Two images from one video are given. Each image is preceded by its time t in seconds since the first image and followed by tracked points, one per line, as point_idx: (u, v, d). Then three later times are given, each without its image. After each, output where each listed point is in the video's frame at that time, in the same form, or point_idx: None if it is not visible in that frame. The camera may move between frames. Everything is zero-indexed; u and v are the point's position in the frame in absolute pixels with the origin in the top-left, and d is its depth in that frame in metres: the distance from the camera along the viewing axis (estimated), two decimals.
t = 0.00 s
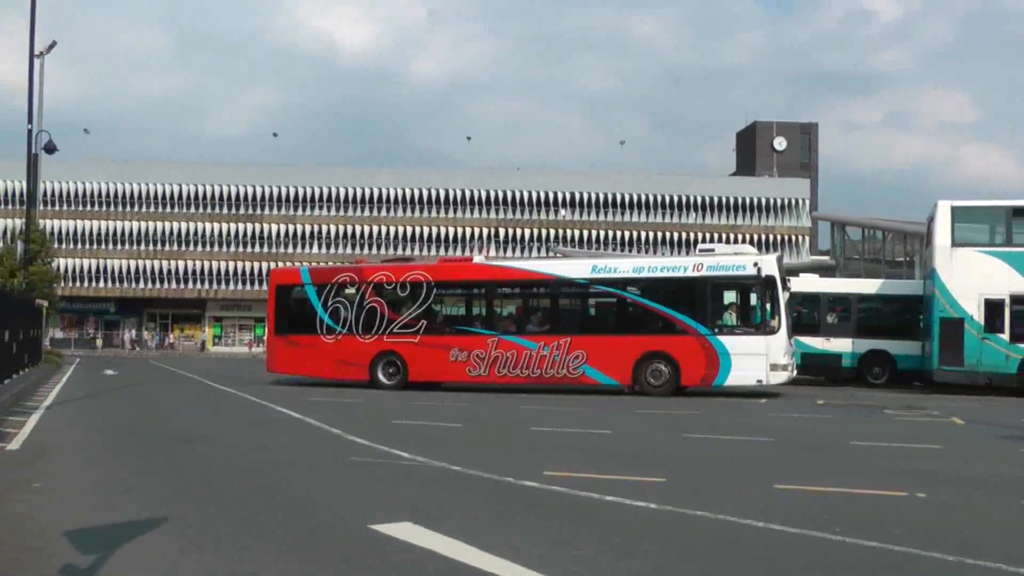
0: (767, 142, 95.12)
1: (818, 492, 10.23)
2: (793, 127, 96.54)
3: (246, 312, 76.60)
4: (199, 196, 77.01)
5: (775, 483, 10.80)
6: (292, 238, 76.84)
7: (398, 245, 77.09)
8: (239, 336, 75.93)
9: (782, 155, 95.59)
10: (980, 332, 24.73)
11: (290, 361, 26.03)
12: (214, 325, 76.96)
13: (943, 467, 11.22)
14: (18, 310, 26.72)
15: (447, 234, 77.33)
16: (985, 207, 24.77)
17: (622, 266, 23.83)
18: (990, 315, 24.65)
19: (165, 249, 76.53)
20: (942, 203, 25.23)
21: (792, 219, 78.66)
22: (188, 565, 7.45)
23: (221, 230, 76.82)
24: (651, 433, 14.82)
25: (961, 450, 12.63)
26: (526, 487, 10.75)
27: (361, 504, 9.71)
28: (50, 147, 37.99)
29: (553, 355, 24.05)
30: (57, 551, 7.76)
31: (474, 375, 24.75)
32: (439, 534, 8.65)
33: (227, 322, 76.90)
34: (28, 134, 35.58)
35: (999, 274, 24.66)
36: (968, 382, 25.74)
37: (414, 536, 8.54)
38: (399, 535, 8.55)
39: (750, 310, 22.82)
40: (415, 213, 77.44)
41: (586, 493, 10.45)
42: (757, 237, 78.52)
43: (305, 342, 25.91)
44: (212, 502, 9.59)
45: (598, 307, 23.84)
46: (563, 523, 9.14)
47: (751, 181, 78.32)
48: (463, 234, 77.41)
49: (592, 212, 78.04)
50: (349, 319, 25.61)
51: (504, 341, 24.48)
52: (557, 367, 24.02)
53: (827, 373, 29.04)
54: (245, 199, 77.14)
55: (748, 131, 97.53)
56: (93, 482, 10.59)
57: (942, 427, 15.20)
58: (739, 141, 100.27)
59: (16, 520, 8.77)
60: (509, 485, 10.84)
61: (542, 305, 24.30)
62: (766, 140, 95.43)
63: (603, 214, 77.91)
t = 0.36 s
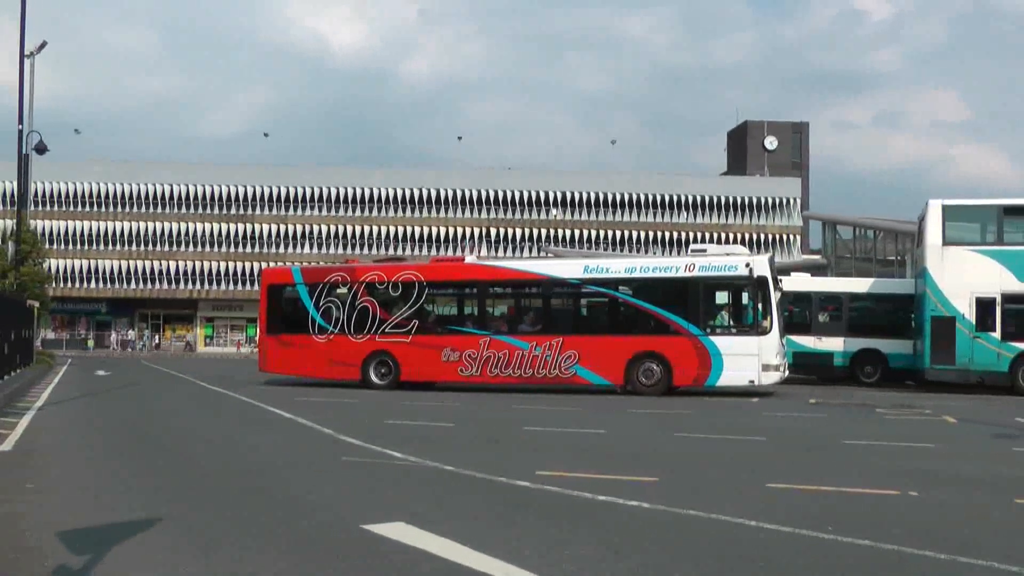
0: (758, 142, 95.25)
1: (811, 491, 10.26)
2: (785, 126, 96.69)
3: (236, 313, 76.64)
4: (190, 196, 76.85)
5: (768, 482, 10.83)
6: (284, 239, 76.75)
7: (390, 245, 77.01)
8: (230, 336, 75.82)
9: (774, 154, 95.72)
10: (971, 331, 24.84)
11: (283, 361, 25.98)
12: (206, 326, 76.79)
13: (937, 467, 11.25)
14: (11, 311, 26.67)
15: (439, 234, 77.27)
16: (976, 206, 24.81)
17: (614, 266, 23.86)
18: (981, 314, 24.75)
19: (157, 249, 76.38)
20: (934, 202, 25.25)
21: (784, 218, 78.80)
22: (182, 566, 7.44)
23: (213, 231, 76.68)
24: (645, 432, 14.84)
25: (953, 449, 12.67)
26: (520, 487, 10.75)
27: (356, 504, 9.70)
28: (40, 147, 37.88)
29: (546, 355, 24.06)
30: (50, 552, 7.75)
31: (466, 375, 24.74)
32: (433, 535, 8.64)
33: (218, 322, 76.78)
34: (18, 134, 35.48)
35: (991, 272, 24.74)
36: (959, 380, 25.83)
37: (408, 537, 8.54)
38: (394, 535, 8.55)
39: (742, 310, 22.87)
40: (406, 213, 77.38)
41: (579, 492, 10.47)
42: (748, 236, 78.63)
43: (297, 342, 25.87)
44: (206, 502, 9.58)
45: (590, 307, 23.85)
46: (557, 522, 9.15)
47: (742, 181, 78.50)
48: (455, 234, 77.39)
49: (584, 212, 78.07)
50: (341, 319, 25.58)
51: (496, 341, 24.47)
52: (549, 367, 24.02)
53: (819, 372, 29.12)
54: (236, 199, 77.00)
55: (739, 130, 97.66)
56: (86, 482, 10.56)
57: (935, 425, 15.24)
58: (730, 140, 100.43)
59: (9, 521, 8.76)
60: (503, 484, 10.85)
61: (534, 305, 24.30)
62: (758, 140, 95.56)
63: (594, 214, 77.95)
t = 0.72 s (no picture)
0: (757, 141, 95.30)
1: (808, 491, 10.29)
2: (784, 125, 96.73)
3: (235, 312, 76.59)
4: (189, 196, 76.83)
5: (767, 481, 10.83)
6: (283, 238, 76.77)
7: (389, 244, 76.98)
8: (230, 336, 75.84)
9: (773, 153, 95.74)
10: (970, 329, 24.87)
11: (282, 361, 25.99)
12: (205, 325, 76.80)
13: (934, 466, 11.27)
14: (10, 312, 26.69)
15: (438, 233, 77.27)
16: (975, 205, 24.81)
17: (613, 265, 23.87)
18: (980, 313, 24.76)
19: (156, 249, 76.40)
20: (933, 201, 25.26)
21: (783, 217, 78.79)
22: (181, 566, 7.46)
23: (212, 230, 76.68)
24: (644, 432, 14.84)
25: (951, 448, 12.69)
26: (518, 486, 10.77)
27: (350, 504, 9.71)
28: (40, 148, 37.87)
29: (545, 355, 24.06)
30: (49, 552, 7.76)
31: (465, 375, 24.74)
32: (430, 534, 8.66)
33: (218, 322, 76.80)
34: (17, 134, 35.47)
35: (989, 271, 24.76)
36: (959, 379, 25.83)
37: (405, 536, 8.55)
38: (391, 535, 8.57)
39: (742, 309, 22.86)
40: (405, 213, 77.40)
41: (577, 492, 10.49)
42: (747, 236, 78.66)
43: (296, 342, 25.86)
44: (206, 502, 9.59)
45: (589, 306, 23.85)
46: (556, 522, 9.15)
47: (742, 180, 78.56)
48: (454, 234, 77.38)
49: (583, 211, 78.09)
50: (340, 319, 25.58)
51: (495, 340, 24.48)
52: (549, 367, 24.02)
53: (818, 371, 29.14)
54: (235, 199, 76.99)
55: (738, 129, 97.68)
56: (85, 482, 10.58)
57: (933, 424, 15.26)
58: (729, 140, 100.46)
59: (8, 521, 8.75)
60: (501, 484, 10.88)
61: (533, 304, 24.31)
62: (757, 139, 95.60)
63: (593, 213, 77.99)
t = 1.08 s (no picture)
0: (744, 141, 95.58)
1: (794, 489, 10.33)
2: (771, 125, 97.05)
3: (223, 312, 76.25)
4: (176, 195, 76.52)
5: (754, 480, 10.87)
6: (270, 237, 76.57)
7: (376, 244, 76.79)
8: (216, 335, 75.82)
9: (760, 153, 96.01)
10: (956, 329, 24.96)
11: (269, 360, 25.91)
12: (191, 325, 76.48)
13: (919, 465, 11.33)
14: None
15: (425, 233, 77.18)
16: (961, 205, 24.97)
17: (601, 263, 23.86)
18: (966, 312, 24.87)
19: (143, 248, 76.09)
20: (920, 201, 25.38)
21: (770, 217, 79.01)
22: (169, 565, 7.43)
23: (199, 229, 76.41)
24: (632, 431, 14.86)
25: (936, 447, 12.75)
26: (505, 485, 10.78)
27: (338, 504, 9.70)
28: (24, 145, 37.63)
29: (532, 354, 24.08)
30: (35, 553, 7.72)
31: (453, 374, 24.73)
32: (418, 533, 8.66)
33: (204, 322, 76.51)
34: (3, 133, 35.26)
35: (976, 271, 24.87)
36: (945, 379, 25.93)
37: (393, 535, 8.56)
38: (379, 534, 8.58)
39: (729, 308, 22.90)
40: (393, 212, 77.30)
41: (564, 491, 10.51)
42: (734, 235, 78.84)
43: (283, 341, 25.78)
44: (194, 502, 9.56)
45: (577, 306, 23.86)
46: (545, 522, 9.15)
47: (730, 180, 78.87)
48: (441, 233, 77.29)
49: (570, 211, 78.17)
50: (328, 318, 25.52)
51: (483, 339, 24.49)
52: (536, 366, 24.04)
53: (805, 370, 29.22)
54: (222, 198, 76.75)
55: (725, 129, 97.93)
56: (71, 482, 10.53)
57: (918, 423, 15.33)
58: (716, 140, 100.74)
59: None
60: (488, 483, 10.88)
61: (521, 303, 24.31)
62: (744, 139, 95.88)
63: (581, 212, 78.08)
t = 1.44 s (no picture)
0: (728, 140, 95.92)
1: (777, 486, 10.39)
2: (754, 124, 97.44)
3: (206, 310, 76.00)
4: (159, 193, 76.16)
5: (737, 477, 10.91)
6: (253, 236, 76.32)
7: (360, 242, 76.56)
8: (201, 335, 75.73)
9: (743, 152, 96.34)
10: (939, 327, 25.13)
11: (255, 359, 25.82)
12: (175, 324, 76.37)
13: (900, 461, 11.40)
14: None
15: (410, 231, 77.06)
16: (943, 203, 25.12)
17: (588, 262, 23.90)
18: (949, 310, 25.02)
19: (125, 247, 75.71)
20: (903, 199, 25.43)
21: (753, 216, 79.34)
22: (153, 565, 7.40)
23: (182, 228, 76.07)
24: (617, 428, 14.88)
25: (917, 443, 12.84)
26: (489, 483, 10.78)
27: (322, 502, 9.68)
28: (5, 144, 37.36)
29: (520, 352, 24.09)
30: (18, 553, 7.68)
31: (440, 372, 24.70)
32: (403, 531, 8.67)
33: (187, 321, 76.20)
34: None
35: (958, 269, 25.00)
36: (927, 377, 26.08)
37: (376, 533, 8.56)
38: (363, 532, 8.56)
39: (716, 305, 22.94)
40: (377, 211, 77.17)
41: (548, 488, 10.53)
42: (717, 234, 79.06)
43: (269, 340, 25.69)
44: (178, 501, 9.52)
45: (564, 304, 23.86)
46: (530, 519, 9.16)
47: (714, 179, 79.17)
48: (425, 231, 77.18)
49: (554, 209, 78.27)
50: (314, 317, 25.44)
51: (470, 337, 24.48)
52: (523, 364, 24.04)
53: (788, 368, 29.34)
54: (205, 196, 76.44)
55: (709, 128, 98.26)
56: (53, 482, 10.46)
57: (899, 420, 15.44)
58: (700, 139, 101.08)
59: None
60: (472, 481, 10.89)
61: (508, 301, 24.30)
62: (728, 138, 96.22)
63: (564, 210, 78.17)
